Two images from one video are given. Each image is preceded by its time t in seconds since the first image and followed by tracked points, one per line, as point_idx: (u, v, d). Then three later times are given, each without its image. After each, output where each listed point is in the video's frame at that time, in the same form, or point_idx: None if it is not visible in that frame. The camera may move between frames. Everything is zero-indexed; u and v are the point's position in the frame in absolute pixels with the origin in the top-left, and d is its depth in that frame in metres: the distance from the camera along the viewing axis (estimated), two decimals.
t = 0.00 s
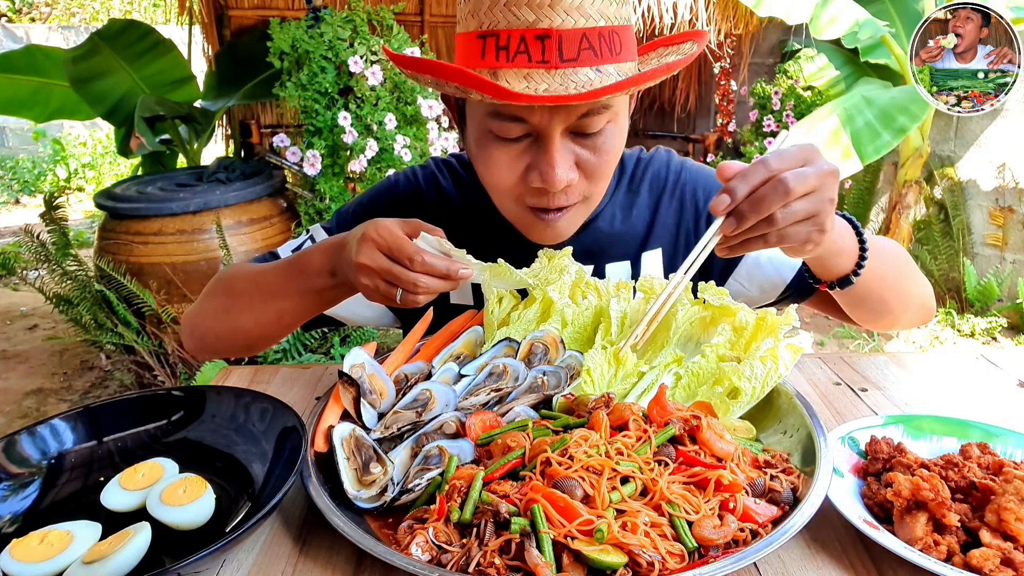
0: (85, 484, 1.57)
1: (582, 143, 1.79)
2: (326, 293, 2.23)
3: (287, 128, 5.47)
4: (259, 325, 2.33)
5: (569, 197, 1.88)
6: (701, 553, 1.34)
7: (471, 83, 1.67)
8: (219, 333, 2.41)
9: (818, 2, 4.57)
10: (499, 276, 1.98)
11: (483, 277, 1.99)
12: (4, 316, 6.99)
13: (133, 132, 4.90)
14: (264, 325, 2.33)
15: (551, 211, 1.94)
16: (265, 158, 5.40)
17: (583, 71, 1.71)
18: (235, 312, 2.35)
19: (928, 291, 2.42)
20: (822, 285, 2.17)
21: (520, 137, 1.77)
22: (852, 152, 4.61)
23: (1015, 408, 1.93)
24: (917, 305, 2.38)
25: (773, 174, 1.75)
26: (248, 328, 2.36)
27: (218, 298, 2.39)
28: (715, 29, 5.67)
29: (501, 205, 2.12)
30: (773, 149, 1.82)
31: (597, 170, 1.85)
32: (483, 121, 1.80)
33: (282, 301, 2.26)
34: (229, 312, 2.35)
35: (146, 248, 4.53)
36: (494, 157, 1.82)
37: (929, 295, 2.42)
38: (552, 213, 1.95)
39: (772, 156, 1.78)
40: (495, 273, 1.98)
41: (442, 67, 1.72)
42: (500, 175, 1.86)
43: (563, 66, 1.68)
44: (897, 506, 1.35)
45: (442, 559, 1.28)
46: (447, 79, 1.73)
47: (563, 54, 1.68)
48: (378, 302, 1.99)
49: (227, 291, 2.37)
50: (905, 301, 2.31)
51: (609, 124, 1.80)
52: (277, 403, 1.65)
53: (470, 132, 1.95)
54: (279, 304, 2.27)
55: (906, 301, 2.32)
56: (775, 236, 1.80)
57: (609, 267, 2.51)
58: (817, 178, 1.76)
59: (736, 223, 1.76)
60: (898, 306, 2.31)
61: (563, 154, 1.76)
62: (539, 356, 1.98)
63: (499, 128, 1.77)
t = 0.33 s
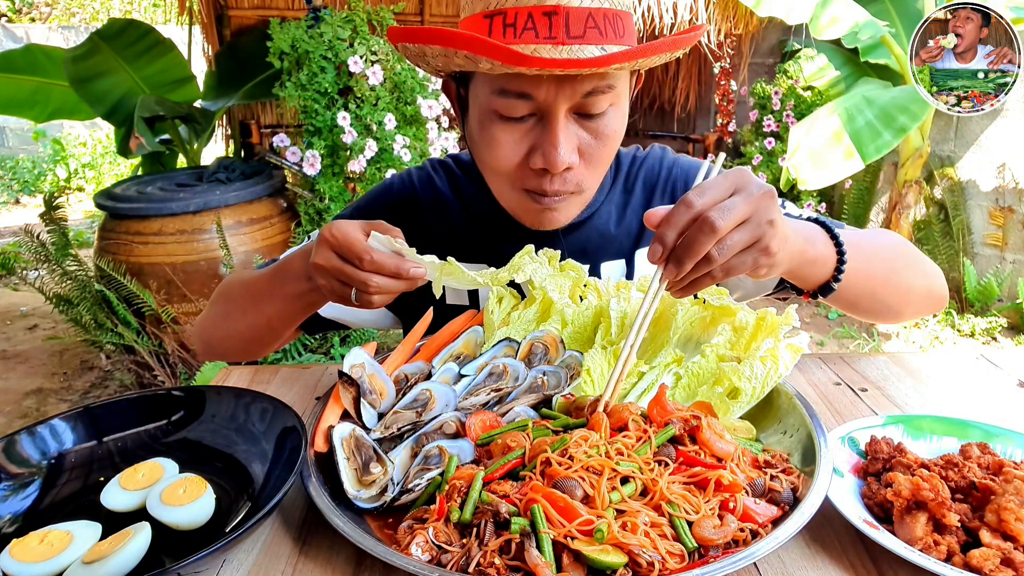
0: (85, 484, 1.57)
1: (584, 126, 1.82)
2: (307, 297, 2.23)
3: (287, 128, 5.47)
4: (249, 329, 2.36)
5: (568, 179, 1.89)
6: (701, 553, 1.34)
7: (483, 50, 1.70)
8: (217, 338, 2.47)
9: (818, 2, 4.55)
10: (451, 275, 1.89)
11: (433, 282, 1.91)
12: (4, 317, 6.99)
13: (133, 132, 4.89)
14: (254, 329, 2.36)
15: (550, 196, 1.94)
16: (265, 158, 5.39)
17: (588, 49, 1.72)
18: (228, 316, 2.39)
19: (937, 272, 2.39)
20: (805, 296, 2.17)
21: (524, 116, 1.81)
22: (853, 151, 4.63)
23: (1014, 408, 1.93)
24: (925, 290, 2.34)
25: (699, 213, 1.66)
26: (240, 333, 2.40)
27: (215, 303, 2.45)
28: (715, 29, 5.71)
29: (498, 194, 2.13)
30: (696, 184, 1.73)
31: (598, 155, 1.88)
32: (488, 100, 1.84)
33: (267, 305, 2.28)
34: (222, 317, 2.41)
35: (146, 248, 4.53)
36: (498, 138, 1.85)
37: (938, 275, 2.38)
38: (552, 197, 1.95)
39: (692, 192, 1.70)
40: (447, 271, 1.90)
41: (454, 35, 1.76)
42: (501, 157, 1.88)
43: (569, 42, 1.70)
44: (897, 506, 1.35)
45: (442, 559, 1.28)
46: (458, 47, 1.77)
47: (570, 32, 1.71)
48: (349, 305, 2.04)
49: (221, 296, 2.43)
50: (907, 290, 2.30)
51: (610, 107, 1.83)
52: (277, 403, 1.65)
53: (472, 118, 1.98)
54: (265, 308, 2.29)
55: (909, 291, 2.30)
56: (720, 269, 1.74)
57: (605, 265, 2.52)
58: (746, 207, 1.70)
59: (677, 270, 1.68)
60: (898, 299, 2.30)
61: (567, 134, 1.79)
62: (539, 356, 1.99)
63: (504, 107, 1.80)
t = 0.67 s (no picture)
0: (85, 485, 1.57)
1: (590, 118, 1.83)
2: (298, 302, 2.24)
3: (287, 128, 5.47)
4: (244, 335, 2.38)
5: (575, 173, 1.88)
6: (701, 553, 1.34)
7: (494, 37, 1.74)
8: (217, 345, 2.50)
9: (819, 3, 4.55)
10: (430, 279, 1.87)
11: (413, 287, 1.89)
12: (4, 317, 6.99)
13: (133, 132, 4.89)
14: (249, 335, 2.38)
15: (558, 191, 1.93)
16: (265, 158, 5.39)
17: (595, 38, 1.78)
18: (224, 322, 2.41)
19: (935, 261, 2.38)
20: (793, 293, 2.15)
21: (532, 107, 1.82)
22: (854, 151, 4.65)
23: (1014, 408, 1.93)
24: (924, 283, 2.34)
25: (678, 223, 1.64)
26: (236, 339, 2.42)
27: (213, 309, 2.48)
28: (715, 29, 5.70)
29: (502, 189, 2.12)
30: (678, 191, 1.70)
31: (603, 147, 1.89)
32: (494, 92, 1.85)
33: (260, 310, 2.29)
34: (220, 323, 2.43)
35: (146, 248, 4.53)
36: (504, 130, 1.85)
37: (937, 266, 2.37)
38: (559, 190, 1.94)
39: (674, 201, 1.67)
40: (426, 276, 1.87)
41: (464, 23, 1.78)
42: (509, 151, 1.88)
43: (577, 32, 1.76)
44: (897, 506, 1.35)
45: (442, 559, 1.28)
46: (468, 36, 1.80)
47: (577, 22, 1.77)
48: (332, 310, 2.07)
49: (218, 302, 2.45)
50: (906, 283, 2.29)
51: (616, 100, 1.85)
52: (277, 403, 1.65)
53: (475, 113, 1.99)
54: (259, 313, 2.30)
55: (907, 283, 2.29)
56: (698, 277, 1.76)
57: (602, 264, 2.52)
58: (728, 217, 1.68)
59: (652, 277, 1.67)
60: (896, 292, 2.30)
61: (574, 125, 1.80)
62: (539, 356, 2.00)
63: (512, 97, 1.80)
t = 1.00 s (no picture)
0: (85, 485, 1.57)
1: (592, 115, 1.84)
2: (301, 305, 2.24)
3: (287, 128, 5.47)
4: (247, 337, 2.38)
5: (574, 168, 1.88)
6: (701, 553, 1.34)
7: (496, 30, 1.74)
8: (219, 347, 2.50)
9: (819, 3, 4.55)
10: (432, 280, 1.86)
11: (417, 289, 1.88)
12: (4, 317, 6.99)
13: (133, 132, 4.89)
14: (251, 337, 2.37)
15: (557, 184, 1.93)
16: (265, 158, 5.39)
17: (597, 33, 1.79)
18: (226, 324, 2.41)
19: (935, 262, 2.39)
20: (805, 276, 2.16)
21: (534, 103, 1.82)
22: (852, 151, 4.63)
23: (1014, 408, 1.93)
24: (925, 282, 2.35)
25: (722, 186, 1.69)
26: (238, 341, 2.41)
27: (215, 312, 2.48)
28: (715, 29, 5.70)
29: (501, 185, 2.11)
30: (719, 156, 1.75)
31: (604, 144, 1.89)
32: (496, 86, 1.85)
33: (262, 313, 2.29)
34: (222, 325, 2.43)
35: (146, 248, 4.52)
36: (506, 124, 1.85)
37: (937, 268, 2.38)
38: (557, 185, 1.93)
39: (717, 164, 1.71)
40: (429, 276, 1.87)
41: (467, 15, 1.79)
42: (509, 144, 1.87)
43: (579, 28, 1.77)
44: (897, 506, 1.35)
45: (441, 559, 1.28)
46: (470, 27, 1.80)
47: (580, 17, 1.78)
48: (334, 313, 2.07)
49: (219, 305, 2.45)
50: (908, 279, 2.29)
51: (617, 97, 1.85)
52: (277, 403, 1.65)
53: (477, 109, 1.99)
54: (261, 316, 2.31)
55: (909, 280, 2.30)
56: (739, 245, 1.79)
57: (604, 264, 2.52)
58: (769, 179, 1.72)
59: (696, 245, 1.71)
60: (899, 288, 2.29)
61: (576, 120, 1.80)
62: (539, 356, 1.99)
63: (514, 93, 1.81)
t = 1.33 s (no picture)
0: (85, 485, 1.57)
1: (594, 113, 1.83)
2: (301, 306, 2.24)
3: (287, 128, 5.47)
4: (248, 339, 2.39)
5: (575, 166, 1.88)
6: (701, 553, 1.34)
7: (501, 26, 1.75)
8: (222, 349, 2.50)
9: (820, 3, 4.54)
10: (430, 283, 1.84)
11: (414, 293, 1.85)
12: (4, 317, 6.99)
13: (133, 132, 4.89)
14: (253, 339, 2.38)
15: (557, 181, 1.93)
16: (265, 158, 5.39)
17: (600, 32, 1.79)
18: (229, 326, 2.42)
19: (921, 245, 2.37)
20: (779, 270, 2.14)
21: (537, 100, 1.82)
22: (853, 151, 4.63)
23: (1014, 408, 1.93)
24: (916, 272, 2.32)
25: (655, 185, 1.66)
26: (240, 342, 2.42)
27: (217, 314, 2.48)
28: (715, 29, 5.70)
29: (501, 181, 2.11)
30: (649, 158, 1.72)
31: (605, 143, 1.89)
32: (499, 83, 1.85)
33: (264, 315, 2.29)
34: (224, 327, 2.44)
35: (146, 248, 4.52)
36: (508, 121, 1.85)
37: (928, 257, 2.36)
38: (558, 182, 1.93)
39: (646, 166, 1.68)
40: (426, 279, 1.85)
41: (472, 10, 1.79)
42: (511, 141, 1.87)
43: (583, 26, 1.77)
44: (897, 506, 1.35)
45: (442, 559, 1.28)
46: (475, 23, 1.81)
47: (584, 15, 1.78)
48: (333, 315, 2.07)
49: (222, 306, 2.46)
50: (895, 268, 2.26)
51: (619, 95, 1.85)
52: (277, 403, 1.65)
53: (480, 105, 1.99)
54: (263, 317, 2.31)
55: (896, 269, 2.27)
56: (688, 240, 1.74)
57: (603, 264, 2.54)
58: (702, 171, 1.69)
59: (643, 248, 1.68)
60: (884, 278, 2.26)
61: (578, 118, 1.80)
62: (539, 356, 1.99)
63: (517, 89, 1.81)
